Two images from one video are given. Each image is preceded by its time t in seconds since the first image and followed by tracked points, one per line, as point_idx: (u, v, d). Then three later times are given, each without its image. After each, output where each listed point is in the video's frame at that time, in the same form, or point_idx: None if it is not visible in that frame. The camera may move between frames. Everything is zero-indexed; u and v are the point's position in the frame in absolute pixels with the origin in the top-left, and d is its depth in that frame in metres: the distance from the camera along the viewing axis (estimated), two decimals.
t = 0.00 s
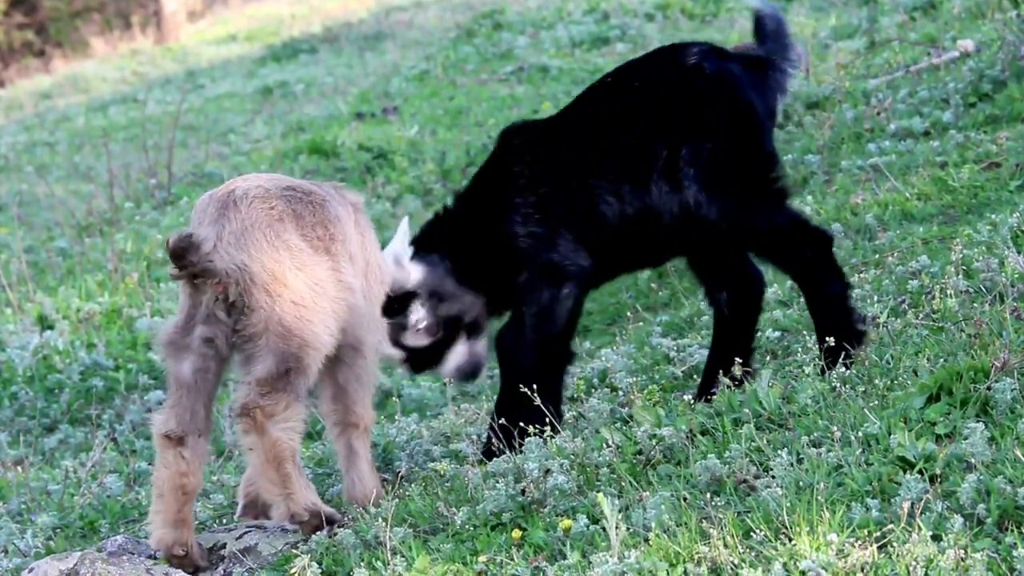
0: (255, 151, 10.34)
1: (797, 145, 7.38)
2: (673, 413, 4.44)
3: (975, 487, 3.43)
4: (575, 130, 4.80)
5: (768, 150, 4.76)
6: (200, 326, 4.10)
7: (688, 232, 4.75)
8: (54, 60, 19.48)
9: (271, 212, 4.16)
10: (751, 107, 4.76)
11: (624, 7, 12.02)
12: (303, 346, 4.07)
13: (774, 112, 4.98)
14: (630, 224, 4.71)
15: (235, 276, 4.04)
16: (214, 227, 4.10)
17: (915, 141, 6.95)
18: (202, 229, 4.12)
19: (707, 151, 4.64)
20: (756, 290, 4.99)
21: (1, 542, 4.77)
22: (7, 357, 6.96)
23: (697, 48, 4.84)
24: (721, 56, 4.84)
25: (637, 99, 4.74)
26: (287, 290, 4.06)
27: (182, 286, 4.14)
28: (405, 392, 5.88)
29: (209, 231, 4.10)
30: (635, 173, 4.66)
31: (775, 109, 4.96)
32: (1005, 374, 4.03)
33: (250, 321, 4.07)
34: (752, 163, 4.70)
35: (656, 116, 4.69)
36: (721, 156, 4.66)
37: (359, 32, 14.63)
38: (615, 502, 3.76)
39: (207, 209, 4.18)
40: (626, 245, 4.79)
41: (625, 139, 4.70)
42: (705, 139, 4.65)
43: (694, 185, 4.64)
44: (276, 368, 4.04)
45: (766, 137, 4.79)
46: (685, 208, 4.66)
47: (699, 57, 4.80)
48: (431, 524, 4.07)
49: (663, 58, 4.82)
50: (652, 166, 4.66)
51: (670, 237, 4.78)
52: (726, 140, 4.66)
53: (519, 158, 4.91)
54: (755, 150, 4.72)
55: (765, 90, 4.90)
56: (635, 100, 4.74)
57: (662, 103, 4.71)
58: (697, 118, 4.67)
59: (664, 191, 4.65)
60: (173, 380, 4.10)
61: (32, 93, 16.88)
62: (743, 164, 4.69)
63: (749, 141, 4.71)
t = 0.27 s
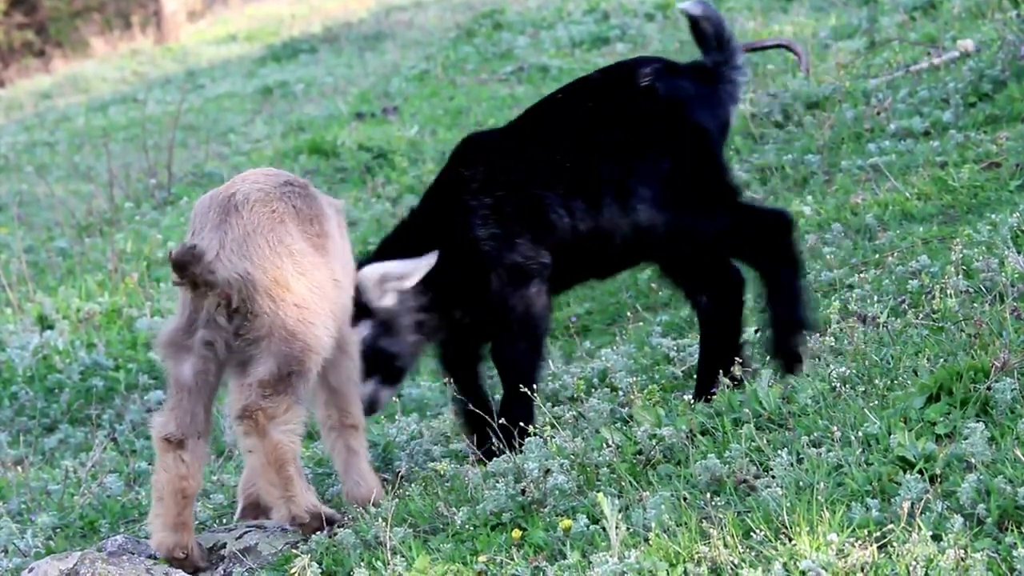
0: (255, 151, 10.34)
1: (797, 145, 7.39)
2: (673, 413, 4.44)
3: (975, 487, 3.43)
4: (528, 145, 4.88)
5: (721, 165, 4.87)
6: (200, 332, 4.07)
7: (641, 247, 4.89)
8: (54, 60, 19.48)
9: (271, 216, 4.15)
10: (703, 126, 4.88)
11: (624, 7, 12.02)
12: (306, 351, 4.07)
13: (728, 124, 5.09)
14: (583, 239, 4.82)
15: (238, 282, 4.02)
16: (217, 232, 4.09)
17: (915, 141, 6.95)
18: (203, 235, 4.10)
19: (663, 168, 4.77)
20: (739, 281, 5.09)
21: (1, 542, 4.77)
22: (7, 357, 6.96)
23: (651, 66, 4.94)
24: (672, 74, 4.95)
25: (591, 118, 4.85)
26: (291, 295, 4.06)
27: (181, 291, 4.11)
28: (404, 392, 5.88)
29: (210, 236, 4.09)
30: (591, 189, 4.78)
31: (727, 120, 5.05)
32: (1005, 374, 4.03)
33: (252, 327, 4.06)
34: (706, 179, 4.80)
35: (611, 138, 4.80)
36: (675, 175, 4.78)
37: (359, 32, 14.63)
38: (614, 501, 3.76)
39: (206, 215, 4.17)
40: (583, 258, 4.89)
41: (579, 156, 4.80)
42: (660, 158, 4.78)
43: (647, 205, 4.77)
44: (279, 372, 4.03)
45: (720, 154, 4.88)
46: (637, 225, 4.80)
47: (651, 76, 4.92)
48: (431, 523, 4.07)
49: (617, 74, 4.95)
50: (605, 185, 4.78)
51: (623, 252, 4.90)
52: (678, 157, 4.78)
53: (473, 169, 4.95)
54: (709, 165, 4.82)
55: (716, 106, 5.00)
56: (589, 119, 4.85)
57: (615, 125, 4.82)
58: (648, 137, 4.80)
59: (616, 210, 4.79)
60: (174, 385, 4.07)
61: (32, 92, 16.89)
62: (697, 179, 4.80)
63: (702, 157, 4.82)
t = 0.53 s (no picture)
0: (256, 151, 10.34)
1: (797, 145, 7.39)
2: (673, 413, 4.45)
3: (975, 487, 3.43)
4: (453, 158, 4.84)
5: (634, 202, 4.69)
6: (202, 334, 4.06)
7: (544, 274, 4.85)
8: (54, 60, 19.47)
9: (276, 220, 4.13)
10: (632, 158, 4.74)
11: (624, 7, 12.02)
12: (309, 353, 4.07)
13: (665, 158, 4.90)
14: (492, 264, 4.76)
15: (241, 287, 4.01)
16: (219, 236, 4.06)
17: (916, 141, 6.95)
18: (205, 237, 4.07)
19: (570, 198, 4.69)
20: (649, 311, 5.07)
21: (1, 542, 4.77)
22: (7, 357, 6.97)
23: (582, 92, 4.87)
24: (601, 99, 4.86)
25: (511, 137, 4.80)
26: (293, 299, 4.07)
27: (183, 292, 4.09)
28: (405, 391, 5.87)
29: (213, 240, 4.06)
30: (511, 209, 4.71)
31: (658, 157, 4.85)
32: (1005, 374, 4.03)
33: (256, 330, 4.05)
34: (615, 213, 4.67)
35: (527, 161, 4.74)
36: (584, 205, 4.69)
37: (359, 32, 14.62)
38: (614, 501, 3.76)
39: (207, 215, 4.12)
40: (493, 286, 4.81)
41: (493, 176, 4.75)
42: (570, 184, 4.69)
43: (552, 230, 4.71)
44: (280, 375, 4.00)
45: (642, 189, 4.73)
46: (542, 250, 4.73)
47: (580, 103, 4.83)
48: (431, 523, 4.06)
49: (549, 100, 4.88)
50: (516, 208, 4.71)
51: (529, 278, 4.86)
52: (586, 189, 4.68)
53: (406, 175, 4.93)
54: (619, 199, 4.67)
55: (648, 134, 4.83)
56: (509, 138, 4.80)
57: (534, 146, 4.77)
58: (563, 162, 4.71)
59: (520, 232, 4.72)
60: (176, 386, 4.05)
61: (31, 92, 16.89)
62: (603, 209, 4.68)
63: (615, 189, 4.67)
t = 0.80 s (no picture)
0: (256, 151, 10.35)
1: (798, 145, 7.39)
2: (673, 413, 4.45)
3: (975, 487, 3.43)
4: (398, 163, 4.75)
5: (583, 191, 4.71)
6: (223, 330, 3.91)
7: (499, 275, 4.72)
8: (54, 60, 19.47)
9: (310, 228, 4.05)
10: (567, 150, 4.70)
11: (624, 7, 12.02)
12: (331, 361, 4.05)
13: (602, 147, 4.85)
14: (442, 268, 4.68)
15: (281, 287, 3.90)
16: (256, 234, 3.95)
17: (916, 141, 6.94)
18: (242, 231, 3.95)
19: (519, 194, 4.60)
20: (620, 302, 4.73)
21: (1, 542, 4.77)
22: (7, 357, 6.97)
23: (517, 87, 4.80)
24: (538, 89, 4.81)
25: (455, 137, 4.71)
26: (326, 309, 4.02)
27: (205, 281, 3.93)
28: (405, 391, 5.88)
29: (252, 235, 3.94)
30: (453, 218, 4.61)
31: (600, 143, 4.83)
32: (1005, 374, 4.03)
33: (282, 333, 3.96)
34: (560, 209, 4.65)
35: (470, 159, 4.64)
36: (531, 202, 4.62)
37: (359, 32, 14.62)
38: (615, 501, 3.76)
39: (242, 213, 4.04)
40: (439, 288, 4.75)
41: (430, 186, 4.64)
42: (518, 181, 4.61)
43: (500, 230, 4.61)
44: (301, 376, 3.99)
45: (584, 181, 4.73)
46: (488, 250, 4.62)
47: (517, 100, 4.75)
48: (431, 523, 4.06)
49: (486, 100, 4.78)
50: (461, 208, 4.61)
51: (482, 281, 4.74)
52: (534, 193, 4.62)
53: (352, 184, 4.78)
54: (566, 193, 4.66)
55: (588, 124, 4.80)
56: (452, 138, 4.70)
57: (478, 142, 4.67)
58: (505, 158, 4.63)
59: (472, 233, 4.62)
60: (192, 382, 3.96)
61: (31, 92, 16.90)
62: (551, 206, 4.64)
63: (559, 184, 4.65)
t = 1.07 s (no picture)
0: (256, 151, 10.36)
1: (798, 145, 7.39)
2: (673, 413, 4.45)
3: (976, 486, 3.44)
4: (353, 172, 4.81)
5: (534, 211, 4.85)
6: (238, 325, 4.00)
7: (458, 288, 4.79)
8: (54, 60, 19.47)
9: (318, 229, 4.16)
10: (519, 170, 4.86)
11: (624, 7, 12.03)
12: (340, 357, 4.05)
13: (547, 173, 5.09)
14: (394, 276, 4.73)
15: (295, 279, 3.99)
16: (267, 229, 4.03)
17: (916, 141, 6.94)
18: (256, 231, 4.06)
19: (478, 210, 4.72)
20: (600, 297, 4.92)
21: (2, 542, 4.77)
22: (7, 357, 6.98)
23: (477, 107, 4.97)
24: (496, 112, 4.99)
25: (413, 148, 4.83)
26: (336, 302, 4.07)
27: (218, 281, 4.03)
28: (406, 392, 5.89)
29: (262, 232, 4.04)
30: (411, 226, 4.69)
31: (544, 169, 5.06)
32: (1006, 373, 4.03)
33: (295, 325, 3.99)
34: (519, 226, 4.77)
35: (430, 174, 4.74)
36: (490, 218, 4.72)
37: (360, 32, 14.63)
38: (616, 501, 3.76)
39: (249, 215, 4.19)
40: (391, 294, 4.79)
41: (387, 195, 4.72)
42: (477, 199, 4.72)
43: (459, 244, 4.69)
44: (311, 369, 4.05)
45: (537, 203, 4.89)
46: (448, 265, 4.70)
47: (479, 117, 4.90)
48: (431, 523, 4.06)
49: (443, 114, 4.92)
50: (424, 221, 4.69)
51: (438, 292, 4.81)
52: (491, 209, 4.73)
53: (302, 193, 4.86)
54: (523, 210, 4.81)
55: (538, 150, 5.02)
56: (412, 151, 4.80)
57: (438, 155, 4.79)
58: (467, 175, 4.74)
59: (430, 246, 4.69)
60: (203, 382, 4.02)
61: (31, 92, 16.91)
62: (510, 222, 4.76)
63: (519, 201, 4.80)
